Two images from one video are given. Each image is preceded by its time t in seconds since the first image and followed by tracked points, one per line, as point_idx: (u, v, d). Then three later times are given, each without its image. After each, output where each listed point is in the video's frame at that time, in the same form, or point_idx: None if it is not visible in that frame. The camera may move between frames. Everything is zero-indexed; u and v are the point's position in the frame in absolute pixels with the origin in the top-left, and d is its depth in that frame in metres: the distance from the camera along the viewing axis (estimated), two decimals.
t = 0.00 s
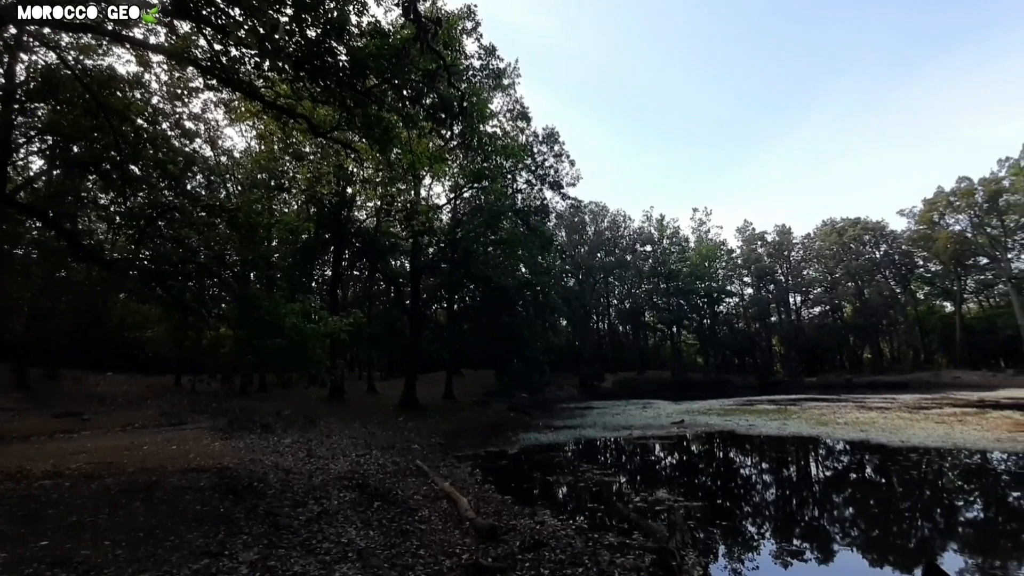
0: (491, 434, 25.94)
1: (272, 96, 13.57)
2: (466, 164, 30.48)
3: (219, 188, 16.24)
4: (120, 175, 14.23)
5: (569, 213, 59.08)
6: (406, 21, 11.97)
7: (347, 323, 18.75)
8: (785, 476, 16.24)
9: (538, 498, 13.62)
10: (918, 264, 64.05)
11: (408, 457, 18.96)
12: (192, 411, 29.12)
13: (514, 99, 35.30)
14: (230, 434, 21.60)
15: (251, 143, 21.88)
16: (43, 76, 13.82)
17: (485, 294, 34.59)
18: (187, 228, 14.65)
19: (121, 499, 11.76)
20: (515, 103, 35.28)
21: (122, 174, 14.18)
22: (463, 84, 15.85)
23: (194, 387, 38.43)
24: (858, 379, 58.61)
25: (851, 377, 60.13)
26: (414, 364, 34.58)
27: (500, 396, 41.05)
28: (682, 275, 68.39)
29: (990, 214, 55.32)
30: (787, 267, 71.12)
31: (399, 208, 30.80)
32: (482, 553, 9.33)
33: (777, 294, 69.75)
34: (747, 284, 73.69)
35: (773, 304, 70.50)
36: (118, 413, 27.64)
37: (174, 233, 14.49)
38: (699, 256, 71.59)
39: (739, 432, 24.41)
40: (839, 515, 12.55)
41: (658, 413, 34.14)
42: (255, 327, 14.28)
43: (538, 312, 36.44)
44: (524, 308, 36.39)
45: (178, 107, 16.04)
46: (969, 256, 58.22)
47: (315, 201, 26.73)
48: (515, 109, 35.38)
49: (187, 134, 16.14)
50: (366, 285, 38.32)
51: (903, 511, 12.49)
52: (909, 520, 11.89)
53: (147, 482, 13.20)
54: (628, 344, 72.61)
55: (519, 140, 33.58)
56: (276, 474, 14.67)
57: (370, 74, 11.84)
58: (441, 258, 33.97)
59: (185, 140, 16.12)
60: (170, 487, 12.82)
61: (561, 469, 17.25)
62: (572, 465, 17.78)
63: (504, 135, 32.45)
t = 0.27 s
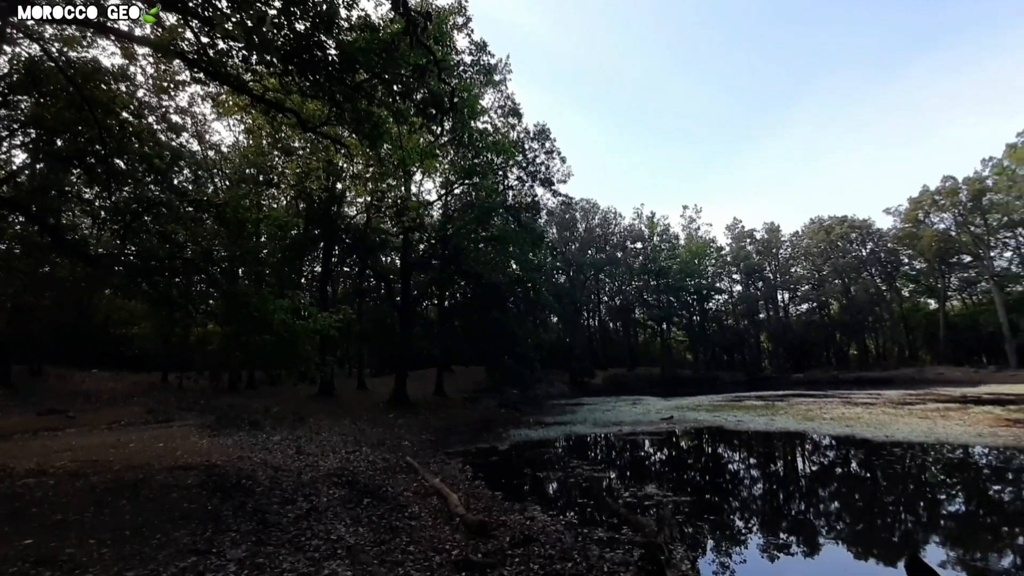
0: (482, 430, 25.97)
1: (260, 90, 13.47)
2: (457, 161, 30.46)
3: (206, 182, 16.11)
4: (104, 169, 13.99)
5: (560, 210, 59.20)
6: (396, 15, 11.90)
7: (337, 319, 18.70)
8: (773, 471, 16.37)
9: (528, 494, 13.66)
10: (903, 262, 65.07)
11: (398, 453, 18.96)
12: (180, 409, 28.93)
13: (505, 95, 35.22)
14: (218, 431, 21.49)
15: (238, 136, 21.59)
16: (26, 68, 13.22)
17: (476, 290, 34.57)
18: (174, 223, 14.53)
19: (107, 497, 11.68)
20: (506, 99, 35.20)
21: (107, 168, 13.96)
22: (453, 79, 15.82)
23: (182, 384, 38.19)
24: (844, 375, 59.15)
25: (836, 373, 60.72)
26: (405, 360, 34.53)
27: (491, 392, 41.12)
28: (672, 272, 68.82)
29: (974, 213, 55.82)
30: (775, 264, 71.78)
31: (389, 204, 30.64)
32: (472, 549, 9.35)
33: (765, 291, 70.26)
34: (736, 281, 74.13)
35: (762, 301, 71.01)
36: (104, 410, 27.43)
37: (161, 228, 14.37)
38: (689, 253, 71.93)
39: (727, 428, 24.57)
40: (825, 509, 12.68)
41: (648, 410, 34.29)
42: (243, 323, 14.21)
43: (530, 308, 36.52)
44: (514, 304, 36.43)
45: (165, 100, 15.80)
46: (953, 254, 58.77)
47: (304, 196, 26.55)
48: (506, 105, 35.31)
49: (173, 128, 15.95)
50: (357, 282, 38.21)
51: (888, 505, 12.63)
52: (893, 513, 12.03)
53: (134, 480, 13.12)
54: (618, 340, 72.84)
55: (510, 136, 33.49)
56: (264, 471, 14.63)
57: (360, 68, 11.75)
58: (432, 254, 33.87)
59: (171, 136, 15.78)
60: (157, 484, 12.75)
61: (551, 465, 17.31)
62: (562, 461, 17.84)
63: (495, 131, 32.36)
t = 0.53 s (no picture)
0: (472, 427, 26.00)
1: (248, 83, 13.39)
2: (448, 158, 30.49)
3: (194, 176, 15.99)
4: (89, 162, 13.76)
5: (552, 206, 59.42)
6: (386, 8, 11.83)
7: (326, 315, 18.65)
8: (760, 467, 16.50)
9: (518, 490, 13.71)
10: (889, 260, 65.37)
11: (388, 449, 18.95)
12: (167, 405, 28.74)
13: (496, 91, 35.17)
14: (206, 427, 21.38)
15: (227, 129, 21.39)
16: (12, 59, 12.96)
17: (467, 287, 34.56)
18: (161, 217, 14.42)
19: (91, 494, 11.60)
20: (498, 95, 35.15)
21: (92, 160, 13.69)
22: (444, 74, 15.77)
23: (170, 380, 37.93)
24: (830, 372, 59.63)
25: (823, 370, 61.23)
26: (395, 357, 34.46)
27: (482, 389, 41.16)
28: (662, 270, 69.33)
29: (958, 213, 56.46)
30: (764, 262, 72.36)
31: (380, 200, 30.48)
32: (460, 544, 9.37)
33: (754, 289, 70.77)
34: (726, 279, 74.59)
35: (750, 299, 71.52)
36: (88, 406, 27.20)
37: (148, 222, 14.26)
38: (679, 251, 72.26)
39: (716, 425, 24.72)
40: (811, 504, 12.80)
41: (638, 406, 34.44)
42: (231, 319, 14.15)
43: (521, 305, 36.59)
44: (505, 300, 36.46)
45: (152, 92, 15.61)
46: (938, 253, 59.37)
47: (294, 191, 26.39)
48: (498, 101, 35.27)
49: (160, 121, 15.78)
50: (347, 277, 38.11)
51: (871, 500, 12.77)
52: (877, 508, 12.17)
53: (119, 477, 13.03)
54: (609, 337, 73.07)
55: (501, 132, 33.41)
56: (252, 467, 14.57)
57: (350, 62, 11.67)
58: (423, 250, 33.78)
59: (158, 128, 15.75)
60: (143, 481, 12.67)
61: (541, 461, 17.36)
62: (552, 457, 17.89)
63: (486, 127, 32.30)
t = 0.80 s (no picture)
0: (462, 424, 26.02)
1: (237, 77, 13.29)
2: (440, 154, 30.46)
3: (182, 170, 15.83)
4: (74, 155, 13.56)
5: (544, 203, 59.42)
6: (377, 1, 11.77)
7: (316, 311, 18.58)
8: (747, 464, 16.61)
9: (508, 487, 13.73)
10: (875, 259, 66.50)
11: (377, 446, 18.92)
12: (153, 401, 28.52)
13: (488, 88, 35.13)
14: (193, 425, 21.24)
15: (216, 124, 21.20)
16: None
17: (457, 284, 34.52)
18: (148, 212, 14.28)
19: (76, 491, 11.52)
20: (489, 92, 35.11)
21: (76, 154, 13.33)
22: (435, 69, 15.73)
23: (157, 377, 37.65)
24: (817, 369, 60.17)
25: (810, 368, 61.77)
26: (385, 354, 34.37)
27: (472, 385, 41.17)
28: (653, 268, 69.66)
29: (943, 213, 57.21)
30: (753, 261, 72.81)
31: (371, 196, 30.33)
32: (450, 541, 9.38)
33: (743, 287, 71.15)
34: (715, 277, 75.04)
35: (740, 297, 71.92)
36: (74, 402, 26.98)
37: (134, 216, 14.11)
38: (670, 249, 72.54)
39: (704, 422, 24.84)
40: (797, 499, 12.91)
41: (628, 403, 34.57)
42: (218, 315, 14.07)
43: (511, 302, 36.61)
44: (496, 297, 36.49)
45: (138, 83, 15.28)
46: (923, 253, 59.99)
47: (283, 185, 26.23)
48: (490, 98, 35.23)
49: (146, 114, 15.45)
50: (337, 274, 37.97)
51: (856, 495, 12.90)
52: (862, 503, 12.29)
53: (104, 474, 12.93)
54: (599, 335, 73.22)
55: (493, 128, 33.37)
56: (240, 464, 14.52)
57: (340, 56, 11.61)
58: (414, 247, 33.69)
59: (145, 121, 15.45)
60: (129, 478, 12.58)
61: (530, 458, 17.39)
62: (541, 454, 17.92)
63: (478, 123, 32.26)
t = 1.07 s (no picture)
0: (453, 420, 26.04)
1: (224, 70, 13.16)
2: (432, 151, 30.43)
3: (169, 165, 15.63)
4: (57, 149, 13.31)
5: (535, 201, 59.43)
6: None
7: (306, 308, 18.51)
8: (735, 459, 16.73)
9: (498, 484, 13.76)
10: (862, 258, 67.34)
11: (367, 443, 18.89)
12: (140, 399, 28.30)
13: (480, 84, 35.08)
14: (179, 422, 21.11)
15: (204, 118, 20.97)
16: None
17: (448, 280, 34.47)
18: (134, 208, 14.13)
19: (61, 489, 11.43)
20: (481, 88, 35.06)
21: (59, 147, 12.94)
22: (426, 65, 15.73)
23: (143, 374, 37.33)
24: (805, 366, 60.69)
25: (797, 365, 62.29)
26: (375, 351, 34.27)
27: (462, 383, 41.21)
28: (643, 266, 69.81)
29: (929, 213, 57.90)
30: (742, 259, 73.22)
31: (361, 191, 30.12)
32: (439, 538, 9.39)
33: (733, 285, 71.52)
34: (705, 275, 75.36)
35: (729, 295, 72.29)
36: (59, 400, 26.73)
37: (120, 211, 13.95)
38: (660, 247, 72.75)
39: (693, 418, 24.96)
40: (783, 495, 13.03)
41: (618, 400, 34.69)
42: (205, 311, 13.98)
43: (502, 299, 36.62)
44: (487, 295, 36.50)
45: (124, 76, 14.82)
46: (909, 252, 60.63)
47: (273, 181, 26.05)
48: (481, 94, 35.18)
49: (132, 106, 14.93)
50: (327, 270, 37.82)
51: (842, 491, 13.03)
52: (847, 499, 12.42)
53: (89, 472, 12.84)
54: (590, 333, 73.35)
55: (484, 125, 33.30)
56: (227, 462, 14.46)
57: (330, 51, 11.52)
58: (405, 243, 33.58)
59: (131, 114, 14.95)
60: (115, 476, 12.49)
61: (519, 455, 17.42)
62: (531, 451, 17.95)
63: (469, 120, 32.20)
